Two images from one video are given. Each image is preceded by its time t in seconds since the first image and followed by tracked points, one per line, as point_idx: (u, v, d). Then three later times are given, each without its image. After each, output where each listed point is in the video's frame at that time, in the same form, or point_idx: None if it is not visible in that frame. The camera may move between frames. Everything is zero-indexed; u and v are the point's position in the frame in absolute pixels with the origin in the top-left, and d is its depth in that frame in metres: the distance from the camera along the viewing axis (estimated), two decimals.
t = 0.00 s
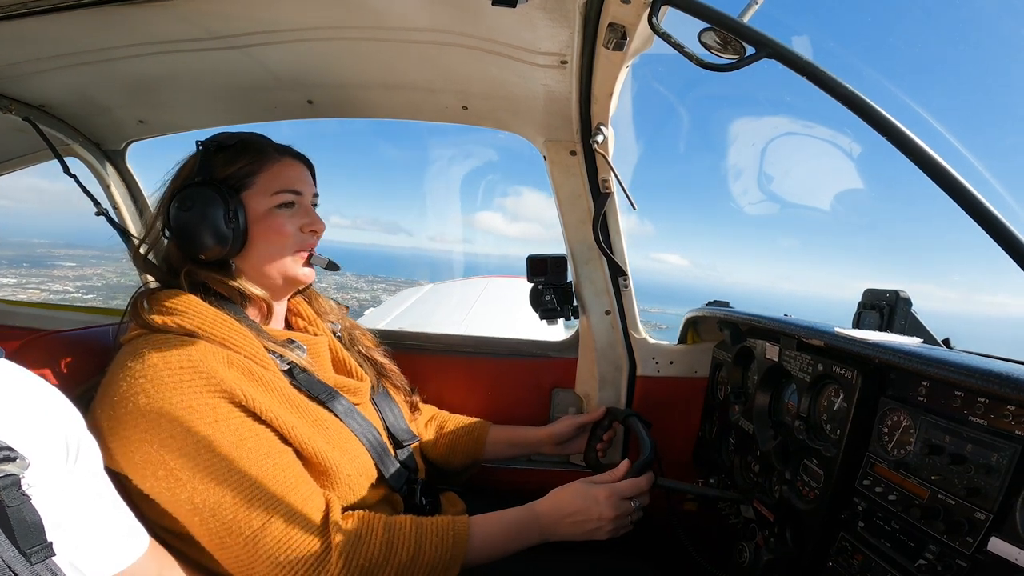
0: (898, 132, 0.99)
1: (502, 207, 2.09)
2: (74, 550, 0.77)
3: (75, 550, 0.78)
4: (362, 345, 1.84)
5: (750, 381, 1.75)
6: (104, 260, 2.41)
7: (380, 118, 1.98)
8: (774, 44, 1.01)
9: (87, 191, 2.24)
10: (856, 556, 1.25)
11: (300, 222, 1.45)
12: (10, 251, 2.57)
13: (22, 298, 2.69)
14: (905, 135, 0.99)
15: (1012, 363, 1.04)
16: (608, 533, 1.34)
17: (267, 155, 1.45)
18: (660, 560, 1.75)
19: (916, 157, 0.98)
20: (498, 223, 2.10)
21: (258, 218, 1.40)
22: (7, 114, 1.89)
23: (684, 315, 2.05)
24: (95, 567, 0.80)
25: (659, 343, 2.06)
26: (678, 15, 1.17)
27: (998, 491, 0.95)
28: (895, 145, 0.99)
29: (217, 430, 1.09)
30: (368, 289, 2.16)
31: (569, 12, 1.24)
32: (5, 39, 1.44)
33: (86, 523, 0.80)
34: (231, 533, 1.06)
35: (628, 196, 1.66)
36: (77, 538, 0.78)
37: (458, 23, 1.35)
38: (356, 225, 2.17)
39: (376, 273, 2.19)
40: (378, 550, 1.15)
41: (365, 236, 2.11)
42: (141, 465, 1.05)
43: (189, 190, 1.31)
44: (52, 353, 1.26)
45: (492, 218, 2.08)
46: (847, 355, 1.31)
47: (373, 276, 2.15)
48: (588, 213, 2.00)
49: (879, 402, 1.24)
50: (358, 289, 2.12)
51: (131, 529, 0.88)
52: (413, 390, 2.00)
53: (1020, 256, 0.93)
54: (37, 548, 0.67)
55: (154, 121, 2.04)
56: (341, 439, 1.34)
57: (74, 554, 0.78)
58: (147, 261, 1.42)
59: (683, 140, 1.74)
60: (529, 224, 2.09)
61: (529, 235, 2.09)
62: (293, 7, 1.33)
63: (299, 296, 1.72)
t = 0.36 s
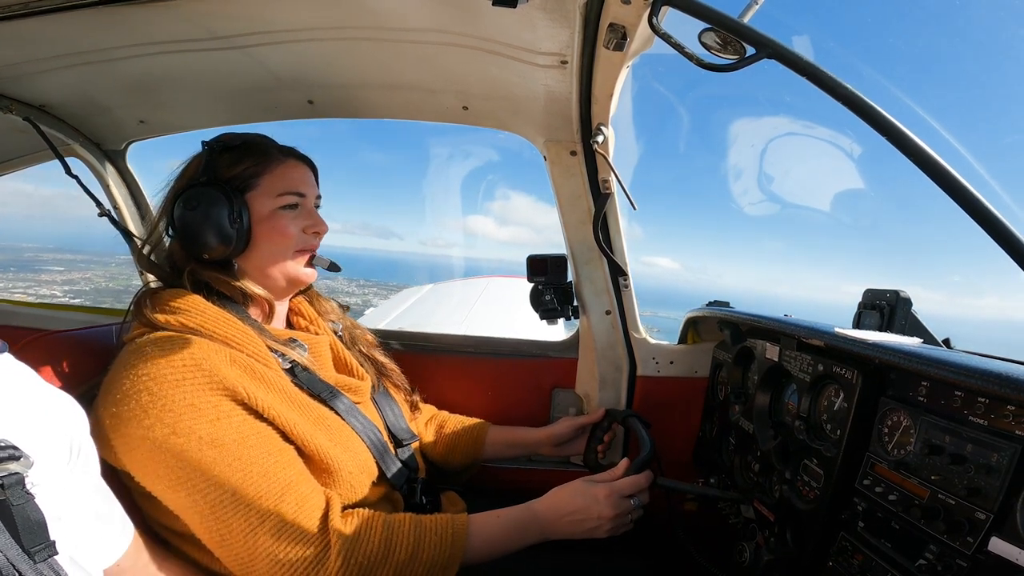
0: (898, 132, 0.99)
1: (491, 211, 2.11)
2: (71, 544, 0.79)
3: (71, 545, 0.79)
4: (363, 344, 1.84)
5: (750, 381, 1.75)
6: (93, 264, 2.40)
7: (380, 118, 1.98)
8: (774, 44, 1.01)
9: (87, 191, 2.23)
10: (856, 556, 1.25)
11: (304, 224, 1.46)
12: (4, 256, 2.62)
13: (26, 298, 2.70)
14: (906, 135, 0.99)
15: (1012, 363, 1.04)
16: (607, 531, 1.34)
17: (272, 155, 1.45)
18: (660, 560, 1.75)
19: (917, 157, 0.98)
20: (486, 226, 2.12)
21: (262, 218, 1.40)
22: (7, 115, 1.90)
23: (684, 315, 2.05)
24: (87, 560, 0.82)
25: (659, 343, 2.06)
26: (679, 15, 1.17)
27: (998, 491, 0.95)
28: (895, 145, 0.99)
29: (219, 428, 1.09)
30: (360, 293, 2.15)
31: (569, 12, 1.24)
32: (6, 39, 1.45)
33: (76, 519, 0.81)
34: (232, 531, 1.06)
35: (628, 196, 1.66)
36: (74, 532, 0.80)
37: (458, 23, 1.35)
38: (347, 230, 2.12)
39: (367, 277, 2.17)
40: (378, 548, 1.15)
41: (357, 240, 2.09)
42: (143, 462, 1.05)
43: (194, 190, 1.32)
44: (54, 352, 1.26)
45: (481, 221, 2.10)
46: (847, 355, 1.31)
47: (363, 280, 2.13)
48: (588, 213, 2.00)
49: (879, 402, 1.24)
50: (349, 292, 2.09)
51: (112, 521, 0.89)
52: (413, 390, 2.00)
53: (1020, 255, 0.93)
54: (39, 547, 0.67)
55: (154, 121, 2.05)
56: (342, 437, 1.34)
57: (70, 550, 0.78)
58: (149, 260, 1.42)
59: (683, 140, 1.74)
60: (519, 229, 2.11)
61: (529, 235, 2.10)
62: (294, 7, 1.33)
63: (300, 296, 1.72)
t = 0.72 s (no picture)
0: (898, 132, 0.99)
1: (486, 216, 2.11)
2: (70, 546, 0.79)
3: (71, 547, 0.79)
4: (362, 345, 1.85)
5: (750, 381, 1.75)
6: (89, 270, 2.39)
7: (380, 118, 1.98)
8: (774, 44, 1.01)
9: (88, 191, 2.24)
10: (856, 556, 1.25)
11: (306, 225, 1.46)
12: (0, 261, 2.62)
13: (25, 299, 2.70)
14: (906, 135, 0.99)
15: (1012, 363, 1.04)
16: (606, 532, 1.34)
17: (275, 156, 1.46)
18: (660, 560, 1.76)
19: (917, 157, 0.98)
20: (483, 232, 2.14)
21: (264, 219, 1.40)
22: (7, 115, 1.90)
23: (684, 315, 2.06)
24: (87, 563, 0.82)
25: (659, 343, 2.06)
26: (679, 15, 1.17)
27: (998, 491, 0.95)
28: (895, 145, 0.99)
29: (218, 429, 1.09)
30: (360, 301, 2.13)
31: (570, 12, 1.24)
32: (6, 39, 1.45)
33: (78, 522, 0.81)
34: (231, 532, 1.06)
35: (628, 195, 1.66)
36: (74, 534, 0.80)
37: (459, 23, 1.35)
38: (345, 235, 2.13)
39: (365, 283, 2.17)
40: (377, 549, 1.16)
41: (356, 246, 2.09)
42: (142, 464, 1.05)
43: (197, 190, 1.32)
44: (53, 353, 1.26)
45: (478, 227, 2.11)
46: (847, 355, 1.31)
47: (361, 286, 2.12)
48: (588, 213, 2.00)
49: (879, 402, 1.24)
50: (348, 300, 2.06)
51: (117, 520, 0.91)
52: (413, 390, 2.00)
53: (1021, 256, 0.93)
54: (39, 549, 0.68)
55: (155, 121, 2.05)
56: (341, 438, 1.35)
57: (70, 552, 0.79)
58: (150, 260, 1.42)
59: (683, 140, 1.74)
60: (514, 234, 2.13)
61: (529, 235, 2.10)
62: (294, 7, 1.33)
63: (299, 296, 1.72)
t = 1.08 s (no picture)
0: (899, 132, 0.99)
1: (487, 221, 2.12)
2: (68, 542, 0.79)
3: (69, 542, 0.79)
4: (362, 344, 1.84)
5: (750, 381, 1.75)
6: (94, 274, 2.40)
7: (380, 119, 1.98)
8: (774, 44, 1.01)
9: (87, 191, 2.23)
10: (856, 556, 1.25)
11: (307, 224, 1.46)
12: (3, 263, 2.63)
13: (26, 300, 2.70)
14: (907, 135, 0.99)
15: (1012, 363, 1.04)
16: (605, 532, 1.34)
17: (275, 156, 1.45)
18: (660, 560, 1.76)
19: (917, 157, 0.98)
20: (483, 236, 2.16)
21: (266, 218, 1.40)
22: (7, 115, 1.89)
23: (684, 315, 2.05)
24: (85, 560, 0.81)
25: (659, 343, 2.06)
26: (678, 15, 1.17)
27: (998, 490, 0.95)
28: (895, 145, 0.99)
29: (218, 428, 1.09)
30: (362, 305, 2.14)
31: (570, 12, 1.24)
32: (7, 39, 1.45)
33: (71, 518, 0.81)
34: (230, 530, 1.06)
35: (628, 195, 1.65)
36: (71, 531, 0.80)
37: (458, 23, 1.35)
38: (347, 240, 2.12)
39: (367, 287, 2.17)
40: (376, 548, 1.16)
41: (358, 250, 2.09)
42: (142, 463, 1.05)
43: (199, 188, 1.32)
44: (52, 352, 1.25)
45: (478, 232, 2.13)
46: (847, 355, 1.31)
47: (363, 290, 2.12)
48: (588, 213, 2.00)
49: (879, 402, 1.24)
50: (350, 302, 2.07)
51: (108, 521, 0.90)
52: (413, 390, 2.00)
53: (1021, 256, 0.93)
54: (35, 548, 0.68)
55: (154, 121, 2.05)
56: (341, 438, 1.35)
57: (66, 549, 0.78)
58: (150, 259, 1.42)
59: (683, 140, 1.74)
60: (514, 238, 2.12)
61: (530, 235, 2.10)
62: (294, 7, 1.33)
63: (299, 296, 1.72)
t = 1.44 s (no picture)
0: (899, 132, 0.99)
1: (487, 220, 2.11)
2: (68, 544, 0.79)
3: (68, 543, 0.79)
4: (360, 345, 1.84)
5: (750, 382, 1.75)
6: (100, 273, 2.41)
7: (381, 119, 1.98)
8: (774, 44, 1.01)
9: (85, 191, 2.23)
10: (856, 556, 1.25)
11: (306, 227, 1.46)
12: (5, 263, 2.63)
13: (28, 299, 2.70)
14: (907, 136, 0.99)
15: (1012, 363, 1.04)
16: (605, 533, 1.34)
17: (276, 157, 1.45)
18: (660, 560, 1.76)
19: (918, 158, 0.98)
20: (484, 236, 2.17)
21: (265, 219, 1.40)
22: (7, 115, 1.89)
23: (684, 315, 2.05)
24: (84, 562, 0.81)
25: (659, 343, 2.06)
26: (678, 16, 1.17)
27: (998, 491, 0.95)
28: (895, 145, 0.99)
29: (215, 431, 1.09)
30: (366, 305, 2.16)
31: (569, 12, 1.24)
32: (8, 40, 1.45)
33: (68, 520, 0.80)
34: (228, 534, 1.06)
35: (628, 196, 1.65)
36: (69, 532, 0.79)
37: (458, 23, 1.35)
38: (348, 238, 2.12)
39: (370, 287, 2.17)
40: (375, 550, 1.16)
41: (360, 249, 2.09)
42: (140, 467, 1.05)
43: (199, 189, 1.32)
44: (51, 352, 1.25)
45: (478, 231, 2.13)
46: (847, 355, 1.31)
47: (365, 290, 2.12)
48: (588, 213, 2.00)
49: (879, 402, 1.24)
50: (355, 302, 2.09)
51: (105, 523, 0.90)
52: (412, 391, 2.00)
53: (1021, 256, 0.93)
54: (33, 550, 0.67)
55: (154, 121, 2.05)
56: (340, 440, 1.35)
57: (65, 550, 0.78)
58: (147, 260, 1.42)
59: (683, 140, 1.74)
60: (516, 238, 2.12)
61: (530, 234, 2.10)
62: (294, 8, 1.33)
63: (297, 297, 1.72)
